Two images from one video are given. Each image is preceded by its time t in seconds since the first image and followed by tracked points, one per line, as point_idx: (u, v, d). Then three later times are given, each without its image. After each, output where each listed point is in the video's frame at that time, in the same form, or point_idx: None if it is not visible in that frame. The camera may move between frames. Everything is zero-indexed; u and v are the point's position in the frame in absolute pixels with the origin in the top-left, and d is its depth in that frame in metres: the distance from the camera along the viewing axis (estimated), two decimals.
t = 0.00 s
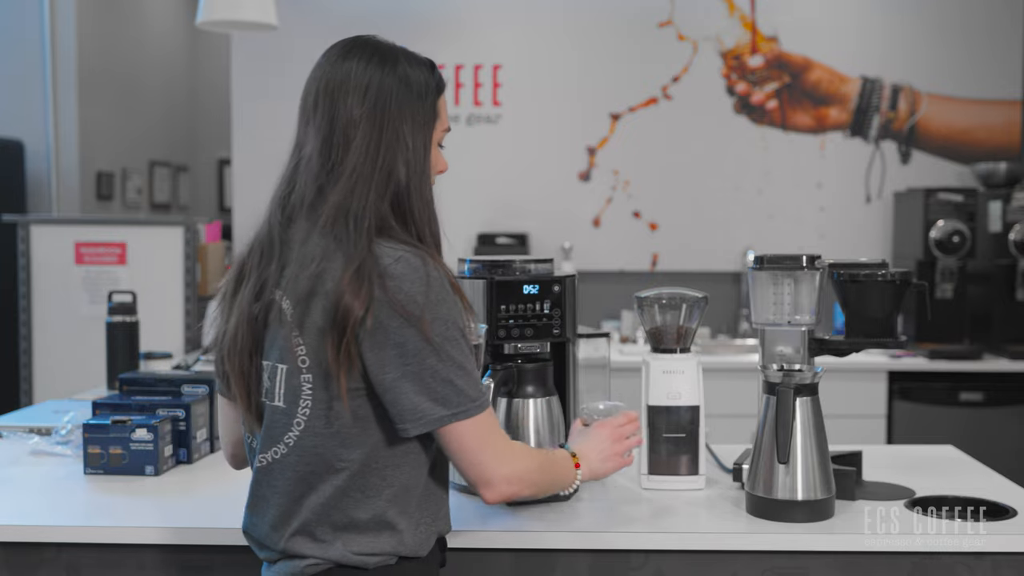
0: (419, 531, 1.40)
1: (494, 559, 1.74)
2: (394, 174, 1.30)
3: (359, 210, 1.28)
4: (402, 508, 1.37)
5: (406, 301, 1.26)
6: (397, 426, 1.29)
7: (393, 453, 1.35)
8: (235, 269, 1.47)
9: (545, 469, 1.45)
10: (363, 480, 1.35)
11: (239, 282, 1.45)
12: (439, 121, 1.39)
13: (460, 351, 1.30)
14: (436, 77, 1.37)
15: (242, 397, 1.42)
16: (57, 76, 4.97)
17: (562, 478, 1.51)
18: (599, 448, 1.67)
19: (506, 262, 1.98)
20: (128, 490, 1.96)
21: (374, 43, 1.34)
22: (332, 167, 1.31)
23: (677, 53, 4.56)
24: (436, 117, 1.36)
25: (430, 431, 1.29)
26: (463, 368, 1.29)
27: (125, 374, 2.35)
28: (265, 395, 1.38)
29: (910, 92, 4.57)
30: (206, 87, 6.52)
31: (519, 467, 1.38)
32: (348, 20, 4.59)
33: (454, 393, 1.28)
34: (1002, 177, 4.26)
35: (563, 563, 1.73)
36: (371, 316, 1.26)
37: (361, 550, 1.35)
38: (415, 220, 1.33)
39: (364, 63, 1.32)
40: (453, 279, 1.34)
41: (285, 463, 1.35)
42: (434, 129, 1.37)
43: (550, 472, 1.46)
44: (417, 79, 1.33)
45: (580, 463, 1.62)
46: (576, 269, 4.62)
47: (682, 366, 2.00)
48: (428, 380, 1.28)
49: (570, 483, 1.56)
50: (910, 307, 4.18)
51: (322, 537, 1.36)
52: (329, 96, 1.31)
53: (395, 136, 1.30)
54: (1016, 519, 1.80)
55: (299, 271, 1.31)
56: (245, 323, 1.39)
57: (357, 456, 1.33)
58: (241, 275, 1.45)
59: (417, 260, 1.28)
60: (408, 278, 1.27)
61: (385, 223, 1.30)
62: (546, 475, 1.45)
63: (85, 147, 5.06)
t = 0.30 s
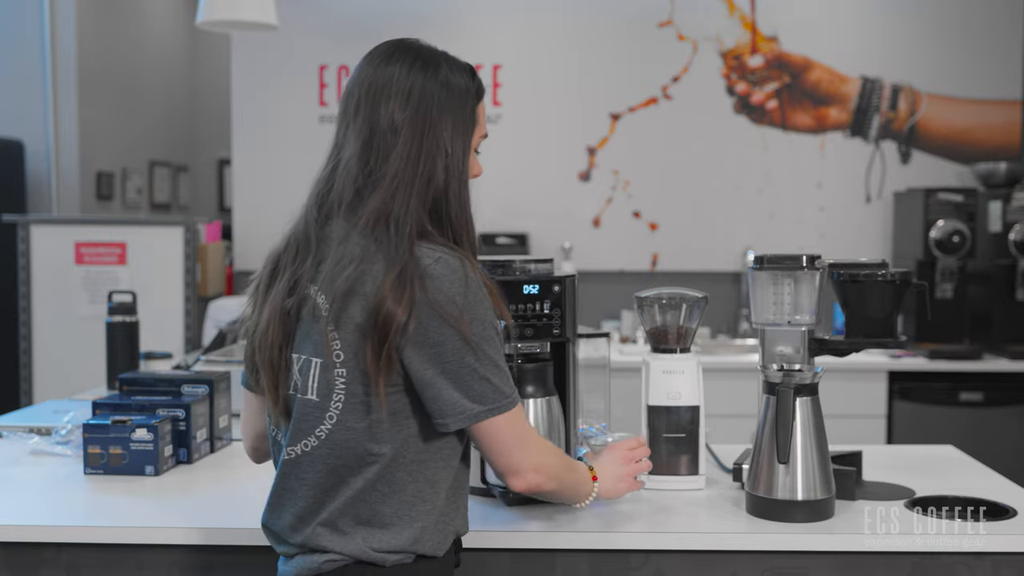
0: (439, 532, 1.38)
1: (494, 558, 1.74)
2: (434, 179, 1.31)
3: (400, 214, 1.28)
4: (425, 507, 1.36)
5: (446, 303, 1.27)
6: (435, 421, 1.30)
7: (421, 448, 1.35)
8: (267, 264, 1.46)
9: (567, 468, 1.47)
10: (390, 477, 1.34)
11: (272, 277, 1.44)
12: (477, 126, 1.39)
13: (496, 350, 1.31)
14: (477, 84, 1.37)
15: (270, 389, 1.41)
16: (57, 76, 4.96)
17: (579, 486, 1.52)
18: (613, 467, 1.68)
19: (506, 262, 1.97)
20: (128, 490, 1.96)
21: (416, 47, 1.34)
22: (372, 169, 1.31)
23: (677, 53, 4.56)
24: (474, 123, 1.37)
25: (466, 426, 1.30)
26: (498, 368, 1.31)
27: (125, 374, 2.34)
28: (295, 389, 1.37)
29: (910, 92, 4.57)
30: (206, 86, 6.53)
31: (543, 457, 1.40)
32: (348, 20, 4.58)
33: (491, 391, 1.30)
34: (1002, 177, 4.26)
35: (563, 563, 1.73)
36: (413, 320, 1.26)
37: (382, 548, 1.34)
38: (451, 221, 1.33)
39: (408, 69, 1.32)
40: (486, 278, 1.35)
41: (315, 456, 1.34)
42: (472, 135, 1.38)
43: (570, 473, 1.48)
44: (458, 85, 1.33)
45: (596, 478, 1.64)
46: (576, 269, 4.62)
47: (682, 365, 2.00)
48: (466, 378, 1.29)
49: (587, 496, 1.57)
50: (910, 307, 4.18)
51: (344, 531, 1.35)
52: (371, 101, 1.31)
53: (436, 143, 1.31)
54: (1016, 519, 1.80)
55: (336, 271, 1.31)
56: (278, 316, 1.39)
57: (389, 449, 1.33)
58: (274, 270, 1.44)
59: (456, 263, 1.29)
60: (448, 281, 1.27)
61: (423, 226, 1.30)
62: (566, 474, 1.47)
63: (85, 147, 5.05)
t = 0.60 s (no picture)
0: (462, 529, 1.38)
1: (494, 558, 1.74)
2: (464, 181, 1.31)
3: (431, 214, 1.29)
4: (449, 502, 1.35)
5: (477, 297, 1.27)
6: (465, 413, 1.30)
7: (447, 442, 1.34)
8: (297, 262, 1.47)
9: (587, 468, 1.46)
10: (417, 470, 1.33)
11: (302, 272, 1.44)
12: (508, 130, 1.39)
13: (525, 345, 1.31)
14: (507, 88, 1.38)
15: (296, 381, 1.41)
16: (57, 76, 4.96)
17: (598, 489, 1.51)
18: (623, 474, 1.68)
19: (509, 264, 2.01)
20: (128, 490, 1.96)
21: (448, 51, 1.35)
22: (403, 168, 1.32)
23: (677, 53, 4.56)
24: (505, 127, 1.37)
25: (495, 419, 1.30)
26: (528, 364, 1.31)
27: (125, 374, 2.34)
28: (323, 383, 1.37)
29: (910, 92, 4.57)
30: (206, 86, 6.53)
31: (567, 451, 1.39)
32: (347, 19, 4.58)
33: (521, 383, 1.30)
34: (1002, 177, 4.26)
35: (563, 563, 1.73)
36: (444, 317, 1.27)
37: (405, 543, 1.33)
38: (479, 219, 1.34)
39: (439, 70, 1.32)
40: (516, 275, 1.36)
41: (343, 448, 1.34)
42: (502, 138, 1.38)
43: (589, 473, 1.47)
44: (489, 89, 1.34)
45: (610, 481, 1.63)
46: (577, 269, 4.62)
47: (681, 366, 2.00)
48: (496, 370, 1.29)
49: (600, 499, 1.56)
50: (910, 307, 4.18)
51: (368, 525, 1.35)
52: (402, 103, 1.32)
53: (467, 145, 1.31)
54: (1016, 519, 1.80)
55: (364, 267, 1.31)
56: (307, 311, 1.39)
57: (417, 440, 1.33)
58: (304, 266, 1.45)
59: (486, 259, 1.29)
60: (478, 276, 1.28)
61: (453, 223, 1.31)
62: (586, 474, 1.46)
63: (85, 146, 5.05)
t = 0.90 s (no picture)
0: (488, 520, 1.39)
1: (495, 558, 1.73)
2: (480, 178, 1.32)
3: (452, 209, 1.30)
4: (475, 493, 1.36)
5: (501, 288, 1.28)
6: (491, 402, 1.31)
7: (471, 434, 1.35)
8: (310, 260, 1.46)
9: (603, 462, 1.47)
10: (444, 464, 1.34)
11: (316, 270, 1.44)
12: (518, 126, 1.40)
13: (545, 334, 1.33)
14: (516, 83, 1.39)
15: (315, 379, 1.39)
16: (57, 76, 4.96)
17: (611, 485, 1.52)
18: (634, 472, 1.68)
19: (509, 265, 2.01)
20: (128, 490, 1.96)
21: (458, 50, 1.36)
22: (422, 165, 1.32)
23: (677, 53, 4.56)
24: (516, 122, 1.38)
25: (519, 407, 1.31)
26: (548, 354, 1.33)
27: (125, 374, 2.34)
28: (344, 380, 1.36)
29: (910, 92, 4.57)
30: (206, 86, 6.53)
31: (585, 441, 1.40)
32: (347, 19, 4.57)
33: (543, 370, 1.31)
34: (1002, 177, 4.26)
35: (563, 563, 1.73)
36: (469, 311, 1.28)
37: (435, 536, 1.34)
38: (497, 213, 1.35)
39: (450, 69, 1.33)
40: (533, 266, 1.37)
41: (369, 442, 1.34)
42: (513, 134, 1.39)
43: (605, 466, 1.48)
44: (501, 87, 1.35)
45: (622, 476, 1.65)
46: (576, 269, 4.61)
47: (682, 365, 2.00)
48: (520, 360, 1.30)
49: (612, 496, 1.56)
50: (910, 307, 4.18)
51: (397, 520, 1.35)
52: (416, 103, 1.32)
53: (483, 142, 1.32)
54: (1016, 519, 1.80)
55: (385, 264, 1.32)
56: (325, 308, 1.38)
57: (442, 432, 1.33)
58: (317, 264, 1.44)
59: (506, 250, 1.31)
60: (500, 268, 1.29)
61: (473, 217, 1.32)
62: (602, 468, 1.47)
63: (85, 146, 5.05)
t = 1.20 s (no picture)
0: (491, 510, 1.39)
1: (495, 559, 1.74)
2: (477, 175, 1.32)
3: (446, 206, 1.30)
4: (477, 482, 1.36)
5: (493, 278, 1.28)
6: (486, 391, 1.31)
7: (471, 424, 1.35)
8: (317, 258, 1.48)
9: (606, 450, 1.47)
10: (443, 455, 1.34)
11: (321, 267, 1.46)
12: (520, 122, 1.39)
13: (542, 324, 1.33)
14: (518, 79, 1.38)
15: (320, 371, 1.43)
16: (57, 76, 4.96)
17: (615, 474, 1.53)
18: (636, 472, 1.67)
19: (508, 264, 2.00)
20: (128, 490, 1.96)
21: (459, 47, 1.35)
22: (417, 163, 1.32)
23: (677, 53, 4.56)
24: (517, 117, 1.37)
25: (516, 394, 1.31)
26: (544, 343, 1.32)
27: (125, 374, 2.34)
28: (345, 373, 1.38)
29: (910, 92, 4.57)
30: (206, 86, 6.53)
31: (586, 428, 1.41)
32: (347, 20, 4.57)
33: (538, 358, 1.30)
34: (1002, 177, 4.26)
35: (563, 563, 1.73)
36: (463, 304, 1.27)
37: (435, 526, 1.35)
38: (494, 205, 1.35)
39: (447, 65, 1.33)
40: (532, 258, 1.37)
41: (368, 435, 1.35)
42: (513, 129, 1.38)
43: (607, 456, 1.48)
44: (499, 83, 1.34)
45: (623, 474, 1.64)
46: (576, 269, 4.62)
47: (682, 365, 2.00)
48: (515, 349, 1.29)
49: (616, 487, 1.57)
50: (910, 307, 4.18)
51: (398, 511, 1.36)
52: (414, 101, 1.33)
53: (479, 137, 1.32)
54: (1016, 519, 1.80)
55: (380, 257, 1.32)
56: (327, 304, 1.40)
57: (440, 424, 1.33)
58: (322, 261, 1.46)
59: (501, 239, 1.30)
60: (493, 257, 1.29)
61: (469, 209, 1.32)
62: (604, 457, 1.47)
63: (85, 146, 5.05)
